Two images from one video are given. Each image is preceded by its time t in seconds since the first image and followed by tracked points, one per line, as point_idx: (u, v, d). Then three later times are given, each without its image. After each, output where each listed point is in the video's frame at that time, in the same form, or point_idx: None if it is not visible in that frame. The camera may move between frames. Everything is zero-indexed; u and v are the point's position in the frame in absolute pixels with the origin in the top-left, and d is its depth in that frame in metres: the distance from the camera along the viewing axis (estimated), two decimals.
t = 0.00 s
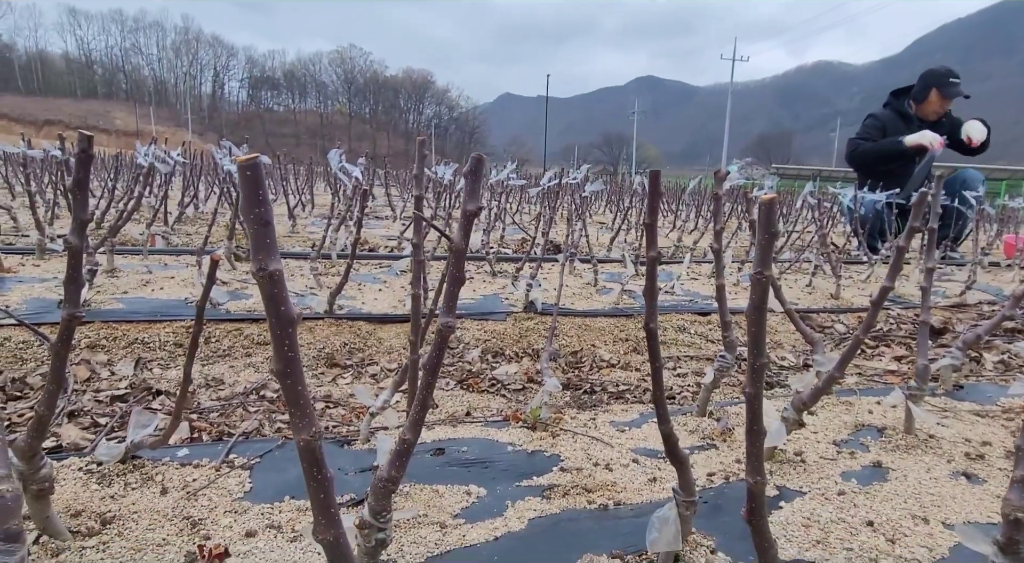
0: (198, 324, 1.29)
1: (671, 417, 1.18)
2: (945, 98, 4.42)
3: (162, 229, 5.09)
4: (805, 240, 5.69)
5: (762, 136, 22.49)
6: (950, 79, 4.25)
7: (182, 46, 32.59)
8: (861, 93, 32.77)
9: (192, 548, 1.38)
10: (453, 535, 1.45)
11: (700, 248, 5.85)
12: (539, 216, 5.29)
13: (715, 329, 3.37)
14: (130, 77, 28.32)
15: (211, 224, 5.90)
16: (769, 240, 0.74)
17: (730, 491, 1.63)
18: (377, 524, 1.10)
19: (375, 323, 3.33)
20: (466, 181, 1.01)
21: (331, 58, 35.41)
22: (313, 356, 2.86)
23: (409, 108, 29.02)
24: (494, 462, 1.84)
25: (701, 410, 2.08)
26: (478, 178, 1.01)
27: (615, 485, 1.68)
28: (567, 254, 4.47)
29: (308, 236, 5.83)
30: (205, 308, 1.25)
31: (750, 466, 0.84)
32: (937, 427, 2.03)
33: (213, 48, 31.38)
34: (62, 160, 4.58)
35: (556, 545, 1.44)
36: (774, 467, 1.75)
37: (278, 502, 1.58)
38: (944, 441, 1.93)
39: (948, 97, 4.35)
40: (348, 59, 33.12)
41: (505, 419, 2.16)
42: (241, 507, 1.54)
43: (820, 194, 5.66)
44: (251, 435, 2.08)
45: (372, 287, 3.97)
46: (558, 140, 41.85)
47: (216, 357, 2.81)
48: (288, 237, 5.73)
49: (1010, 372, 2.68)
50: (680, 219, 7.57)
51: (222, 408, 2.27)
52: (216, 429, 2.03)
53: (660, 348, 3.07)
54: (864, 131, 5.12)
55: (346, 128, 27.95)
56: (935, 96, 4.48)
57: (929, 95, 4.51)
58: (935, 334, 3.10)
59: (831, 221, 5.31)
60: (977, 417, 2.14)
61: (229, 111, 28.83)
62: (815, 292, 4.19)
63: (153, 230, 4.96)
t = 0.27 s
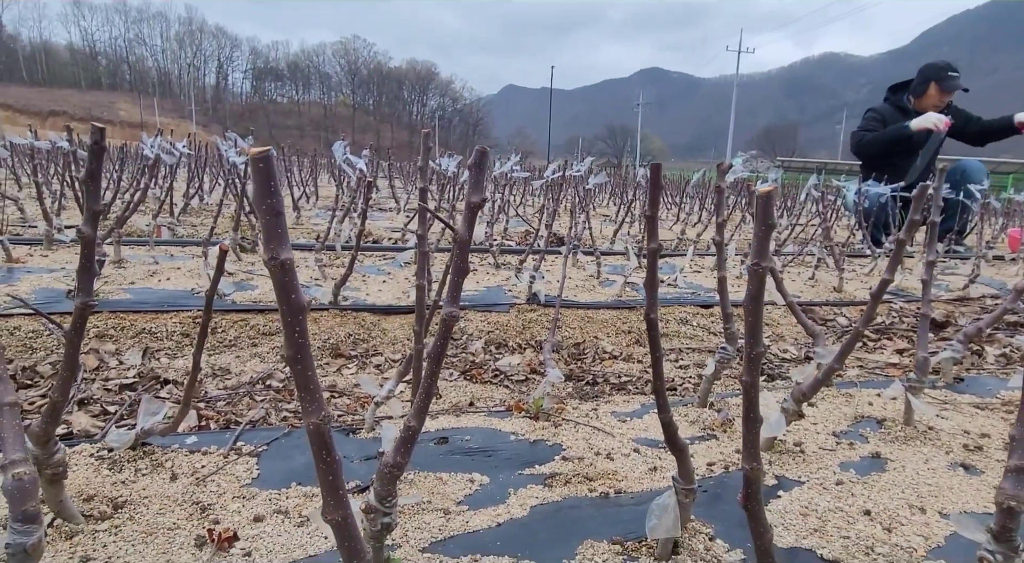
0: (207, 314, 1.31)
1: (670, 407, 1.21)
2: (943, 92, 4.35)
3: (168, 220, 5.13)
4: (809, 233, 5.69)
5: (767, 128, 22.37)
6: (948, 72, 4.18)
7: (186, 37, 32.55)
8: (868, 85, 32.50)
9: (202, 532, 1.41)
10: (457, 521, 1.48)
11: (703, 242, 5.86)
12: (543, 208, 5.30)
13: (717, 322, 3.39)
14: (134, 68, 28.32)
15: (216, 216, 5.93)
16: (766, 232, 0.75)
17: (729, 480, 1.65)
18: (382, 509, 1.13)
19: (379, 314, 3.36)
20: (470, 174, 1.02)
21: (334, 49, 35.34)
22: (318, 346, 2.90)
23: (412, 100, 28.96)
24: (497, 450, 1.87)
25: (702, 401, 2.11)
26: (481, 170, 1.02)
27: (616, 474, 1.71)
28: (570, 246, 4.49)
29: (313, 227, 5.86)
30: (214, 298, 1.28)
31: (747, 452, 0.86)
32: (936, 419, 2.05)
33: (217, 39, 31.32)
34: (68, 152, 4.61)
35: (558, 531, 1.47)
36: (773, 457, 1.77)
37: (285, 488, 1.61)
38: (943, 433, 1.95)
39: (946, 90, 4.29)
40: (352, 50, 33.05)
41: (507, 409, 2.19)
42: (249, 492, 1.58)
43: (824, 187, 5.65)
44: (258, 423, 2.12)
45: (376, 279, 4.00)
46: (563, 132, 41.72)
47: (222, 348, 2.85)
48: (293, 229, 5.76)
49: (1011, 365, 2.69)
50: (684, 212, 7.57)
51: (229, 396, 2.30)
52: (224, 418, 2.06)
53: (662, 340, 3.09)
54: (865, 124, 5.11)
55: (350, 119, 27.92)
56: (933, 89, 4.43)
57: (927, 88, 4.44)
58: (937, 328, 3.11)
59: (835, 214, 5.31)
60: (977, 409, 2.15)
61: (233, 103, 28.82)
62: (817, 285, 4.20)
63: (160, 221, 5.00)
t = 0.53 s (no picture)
0: (220, 301, 1.35)
1: (671, 397, 1.24)
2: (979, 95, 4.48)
3: (176, 208, 5.16)
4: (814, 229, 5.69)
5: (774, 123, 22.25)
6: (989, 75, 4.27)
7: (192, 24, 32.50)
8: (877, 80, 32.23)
9: (213, 512, 1.45)
10: (461, 505, 1.52)
11: (707, 236, 5.87)
12: (548, 201, 5.32)
13: (719, 316, 3.41)
14: (140, 54, 28.31)
15: (223, 204, 5.97)
16: (766, 227, 0.78)
17: (728, 471, 1.68)
18: (390, 491, 1.17)
19: (385, 303, 3.39)
20: (479, 167, 1.05)
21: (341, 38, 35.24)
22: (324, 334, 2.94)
23: (418, 90, 28.89)
24: (500, 438, 1.91)
25: (703, 394, 2.14)
26: (490, 163, 1.04)
27: (617, 463, 1.74)
28: (575, 239, 4.51)
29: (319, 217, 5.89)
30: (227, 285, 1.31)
31: (744, 440, 0.89)
32: (933, 415, 2.07)
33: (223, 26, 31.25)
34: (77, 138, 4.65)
35: (559, 517, 1.50)
36: (771, 449, 1.80)
37: (293, 472, 1.65)
38: (940, 428, 1.98)
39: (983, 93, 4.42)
40: (358, 39, 32.94)
41: (511, 399, 2.23)
42: (258, 475, 1.62)
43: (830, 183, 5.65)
44: (266, 409, 2.16)
45: (381, 269, 4.03)
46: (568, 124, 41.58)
47: (230, 334, 2.89)
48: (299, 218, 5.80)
49: (1011, 363, 2.72)
50: (689, 206, 7.57)
51: (238, 382, 2.34)
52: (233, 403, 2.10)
53: (665, 333, 3.12)
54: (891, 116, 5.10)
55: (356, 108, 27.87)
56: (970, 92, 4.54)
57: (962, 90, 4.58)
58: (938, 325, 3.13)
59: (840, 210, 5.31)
60: (975, 406, 2.18)
61: (239, 91, 28.81)
62: (820, 281, 4.22)
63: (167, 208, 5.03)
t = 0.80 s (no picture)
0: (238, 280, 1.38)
1: (675, 386, 1.27)
2: None
3: (186, 192, 5.21)
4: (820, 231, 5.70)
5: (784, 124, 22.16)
6: None
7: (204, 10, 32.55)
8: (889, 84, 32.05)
9: (225, 485, 1.49)
10: (466, 488, 1.56)
11: (713, 236, 5.89)
12: (556, 196, 5.34)
13: (723, 314, 3.44)
14: (152, 39, 28.38)
15: (233, 190, 6.02)
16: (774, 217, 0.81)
17: (728, 463, 1.71)
18: (399, 468, 1.21)
19: (392, 292, 3.43)
20: (496, 155, 1.07)
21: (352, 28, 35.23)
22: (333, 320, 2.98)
23: (428, 83, 28.87)
24: (504, 425, 1.94)
25: (705, 388, 2.17)
26: (506, 152, 1.07)
27: (619, 452, 1.78)
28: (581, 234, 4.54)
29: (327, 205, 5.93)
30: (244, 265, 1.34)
31: (747, 425, 0.92)
32: (933, 416, 2.10)
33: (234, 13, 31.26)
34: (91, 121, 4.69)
35: (561, 501, 1.54)
36: (771, 443, 1.83)
37: (303, 450, 1.69)
38: (939, 429, 2.01)
39: None
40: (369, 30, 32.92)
41: (515, 388, 2.26)
42: (269, 452, 1.66)
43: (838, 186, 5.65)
44: (275, 390, 2.20)
45: (389, 258, 4.07)
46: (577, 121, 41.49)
47: (240, 318, 2.93)
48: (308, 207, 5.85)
49: (1012, 368, 2.74)
50: (696, 205, 7.58)
51: (247, 364, 2.39)
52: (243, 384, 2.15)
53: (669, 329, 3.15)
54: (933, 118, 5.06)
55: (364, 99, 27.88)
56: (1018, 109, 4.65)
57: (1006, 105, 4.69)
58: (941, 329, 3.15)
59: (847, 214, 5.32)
60: (975, 408, 2.20)
61: (249, 79, 28.85)
62: (825, 283, 4.24)
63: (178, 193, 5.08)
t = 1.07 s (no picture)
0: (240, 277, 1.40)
1: (672, 383, 1.28)
2: None
3: (189, 186, 5.23)
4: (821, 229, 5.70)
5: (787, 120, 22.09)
6: None
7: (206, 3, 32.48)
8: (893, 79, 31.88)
9: (228, 478, 1.51)
10: (465, 482, 1.57)
11: (714, 233, 5.89)
12: (557, 192, 5.35)
13: (723, 311, 3.45)
14: (154, 33, 28.33)
15: (235, 184, 6.03)
16: (766, 218, 0.82)
17: (724, 459, 1.73)
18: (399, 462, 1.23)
19: (393, 287, 3.44)
20: (495, 154, 1.09)
21: (353, 22, 35.15)
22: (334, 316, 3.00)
23: (430, 77, 28.81)
24: (503, 420, 1.96)
25: (703, 385, 2.18)
26: (506, 151, 1.08)
27: (617, 448, 1.79)
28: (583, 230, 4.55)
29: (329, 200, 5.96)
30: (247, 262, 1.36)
31: (739, 422, 0.94)
32: (930, 414, 2.11)
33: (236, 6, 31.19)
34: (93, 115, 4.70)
35: (559, 496, 1.56)
36: (768, 440, 1.85)
37: (305, 444, 1.71)
38: (935, 427, 2.02)
39: None
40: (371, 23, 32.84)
41: (515, 383, 2.28)
42: (270, 446, 1.68)
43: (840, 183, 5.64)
44: (277, 384, 2.22)
45: (391, 254, 4.08)
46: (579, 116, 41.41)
47: (242, 312, 2.95)
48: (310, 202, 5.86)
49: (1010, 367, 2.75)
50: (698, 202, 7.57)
51: (249, 358, 2.40)
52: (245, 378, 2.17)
53: (668, 326, 3.17)
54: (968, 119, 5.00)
55: (366, 93, 27.83)
56: None
57: None
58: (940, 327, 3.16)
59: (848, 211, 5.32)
60: (971, 406, 2.22)
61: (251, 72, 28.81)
62: (825, 280, 4.25)
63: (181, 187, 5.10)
